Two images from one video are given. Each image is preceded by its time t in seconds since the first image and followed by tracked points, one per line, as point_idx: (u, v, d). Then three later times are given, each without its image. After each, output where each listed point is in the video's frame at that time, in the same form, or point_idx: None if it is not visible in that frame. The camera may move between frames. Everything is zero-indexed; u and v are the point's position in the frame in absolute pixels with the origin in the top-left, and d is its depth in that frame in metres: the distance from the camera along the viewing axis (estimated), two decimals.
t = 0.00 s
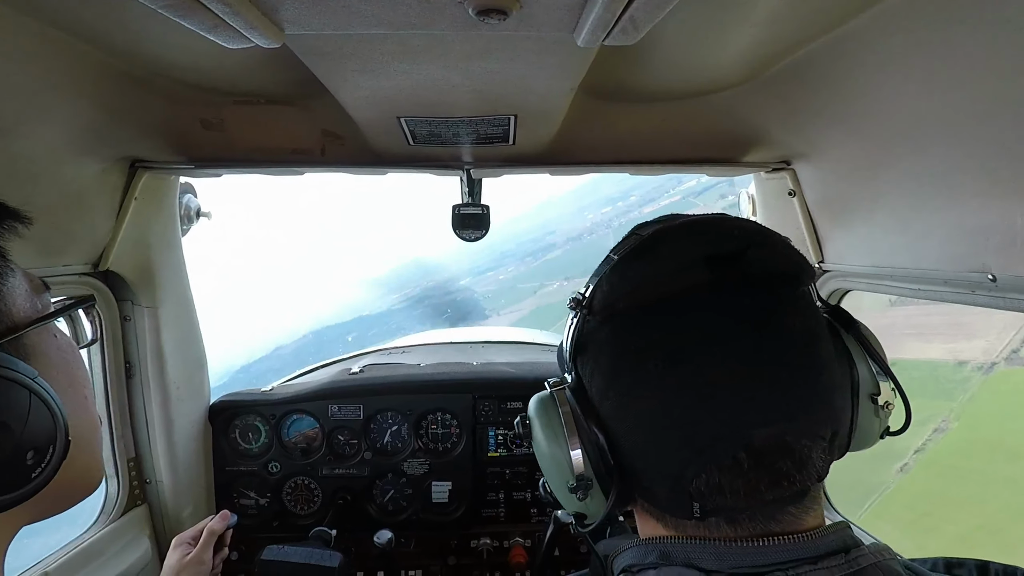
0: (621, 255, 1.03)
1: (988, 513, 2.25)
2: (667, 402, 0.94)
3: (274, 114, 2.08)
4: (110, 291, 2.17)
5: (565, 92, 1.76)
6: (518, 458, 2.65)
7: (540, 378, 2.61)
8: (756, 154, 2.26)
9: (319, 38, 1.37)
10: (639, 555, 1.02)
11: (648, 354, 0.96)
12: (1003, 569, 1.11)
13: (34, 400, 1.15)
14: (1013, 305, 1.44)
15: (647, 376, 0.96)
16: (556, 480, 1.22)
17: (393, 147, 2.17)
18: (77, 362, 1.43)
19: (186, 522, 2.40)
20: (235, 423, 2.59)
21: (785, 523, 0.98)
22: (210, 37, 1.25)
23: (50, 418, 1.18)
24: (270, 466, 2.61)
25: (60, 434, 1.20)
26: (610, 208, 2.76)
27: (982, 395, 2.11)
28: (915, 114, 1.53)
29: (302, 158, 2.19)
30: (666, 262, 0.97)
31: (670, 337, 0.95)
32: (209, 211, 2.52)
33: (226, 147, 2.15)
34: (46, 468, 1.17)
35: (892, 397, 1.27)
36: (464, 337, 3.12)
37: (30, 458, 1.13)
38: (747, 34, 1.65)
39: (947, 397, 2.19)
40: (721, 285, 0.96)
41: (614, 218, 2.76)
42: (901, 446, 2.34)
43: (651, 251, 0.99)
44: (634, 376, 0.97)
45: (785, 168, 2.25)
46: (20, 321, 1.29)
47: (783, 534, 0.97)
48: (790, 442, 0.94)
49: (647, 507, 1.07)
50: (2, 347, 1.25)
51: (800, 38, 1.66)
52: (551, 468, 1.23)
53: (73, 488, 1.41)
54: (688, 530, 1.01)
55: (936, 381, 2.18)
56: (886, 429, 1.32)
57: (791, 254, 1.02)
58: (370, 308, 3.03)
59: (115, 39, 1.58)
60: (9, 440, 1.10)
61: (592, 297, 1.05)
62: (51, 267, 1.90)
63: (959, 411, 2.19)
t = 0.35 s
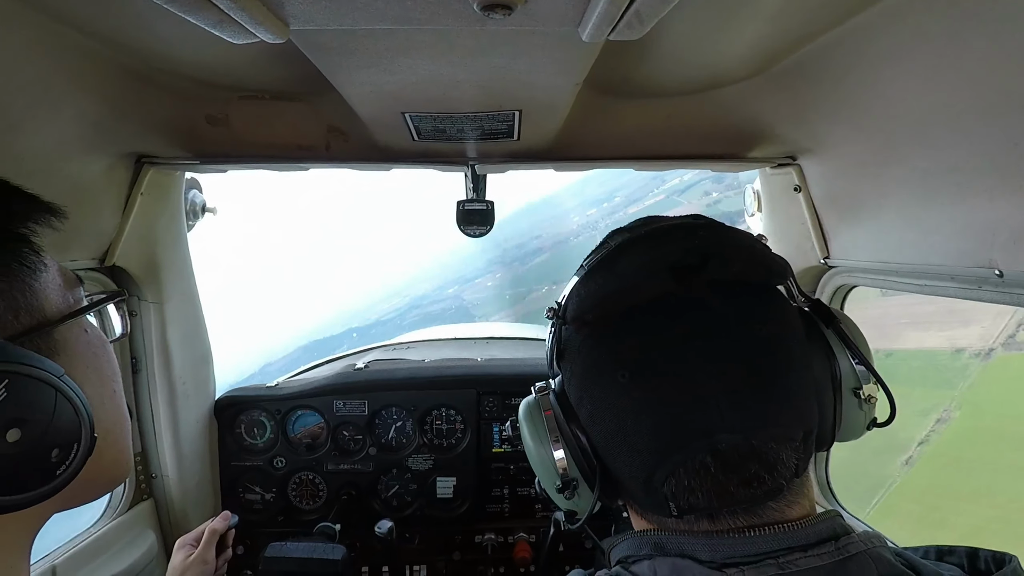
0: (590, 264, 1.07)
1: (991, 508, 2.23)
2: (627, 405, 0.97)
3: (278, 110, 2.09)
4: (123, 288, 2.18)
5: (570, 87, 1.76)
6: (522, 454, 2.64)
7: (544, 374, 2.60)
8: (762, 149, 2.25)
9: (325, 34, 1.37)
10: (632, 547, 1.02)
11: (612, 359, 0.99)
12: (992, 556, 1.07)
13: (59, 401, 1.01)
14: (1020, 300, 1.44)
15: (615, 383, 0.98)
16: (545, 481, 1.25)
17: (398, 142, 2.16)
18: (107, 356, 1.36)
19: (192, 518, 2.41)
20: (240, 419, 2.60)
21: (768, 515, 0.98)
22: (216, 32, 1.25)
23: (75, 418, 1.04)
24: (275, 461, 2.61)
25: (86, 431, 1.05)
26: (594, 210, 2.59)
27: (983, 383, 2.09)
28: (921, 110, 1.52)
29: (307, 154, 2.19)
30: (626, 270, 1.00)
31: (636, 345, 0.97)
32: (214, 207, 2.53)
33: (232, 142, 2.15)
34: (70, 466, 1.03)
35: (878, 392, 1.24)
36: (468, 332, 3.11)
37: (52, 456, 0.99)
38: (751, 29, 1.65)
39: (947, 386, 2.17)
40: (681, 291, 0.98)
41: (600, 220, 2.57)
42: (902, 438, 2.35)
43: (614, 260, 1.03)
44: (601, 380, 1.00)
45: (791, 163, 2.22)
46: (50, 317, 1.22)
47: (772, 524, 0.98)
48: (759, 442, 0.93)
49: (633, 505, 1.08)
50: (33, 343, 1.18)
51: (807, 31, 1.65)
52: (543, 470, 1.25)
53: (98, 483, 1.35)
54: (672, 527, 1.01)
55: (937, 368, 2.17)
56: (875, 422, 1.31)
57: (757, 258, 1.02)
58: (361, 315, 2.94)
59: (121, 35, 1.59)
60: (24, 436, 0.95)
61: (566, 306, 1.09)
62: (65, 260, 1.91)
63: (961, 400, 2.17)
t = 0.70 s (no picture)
0: (597, 270, 1.08)
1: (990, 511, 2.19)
2: (639, 406, 0.97)
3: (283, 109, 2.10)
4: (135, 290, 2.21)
5: (574, 87, 1.76)
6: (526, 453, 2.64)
7: (547, 373, 2.60)
8: (767, 148, 2.24)
9: (328, 33, 1.37)
10: (641, 552, 1.01)
11: (623, 361, 0.98)
12: (1002, 561, 1.07)
13: (52, 425, 1.00)
14: None
15: (626, 386, 0.98)
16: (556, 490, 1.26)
17: (402, 141, 2.17)
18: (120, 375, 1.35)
19: (198, 517, 2.42)
20: (245, 418, 2.61)
21: (779, 516, 0.99)
22: (221, 32, 1.25)
23: (68, 442, 1.03)
24: (280, 460, 2.62)
25: (80, 457, 1.04)
26: (574, 223, 2.70)
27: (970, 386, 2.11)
28: (927, 108, 1.51)
29: (311, 153, 2.19)
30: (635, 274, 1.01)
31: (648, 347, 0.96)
32: (219, 206, 2.54)
33: (237, 141, 2.16)
34: (60, 495, 1.02)
35: (882, 391, 1.24)
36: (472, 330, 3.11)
37: (41, 482, 0.99)
38: (756, 27, 1.65)
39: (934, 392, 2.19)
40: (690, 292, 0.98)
41: (580, 232, 2.70)
42: (896, 445, 2.37)
43: (622, 265, 1.04)
44: (612, 382, 1.00)
45: (795, 163, 2.21)
46: (64, 337, 1.21)
47: (783, 527, 0.98)
48: (770, 442, 0.93)
49: (643, 509, 1.08)
50: (41, 360, 1.16)
51: (814, 28, 1.64)
52: (552, 476, 1.26)
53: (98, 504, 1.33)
54: (685, 530, 1.01)
55: (923, 375, 2.19)
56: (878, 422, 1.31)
57: (757, 260, 1.03)
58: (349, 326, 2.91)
59: (126, 34, 1.59)
60: (10, 460, 0.94)
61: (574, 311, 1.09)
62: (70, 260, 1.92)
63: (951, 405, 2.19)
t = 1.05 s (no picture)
0: (592, 277, 1.07)
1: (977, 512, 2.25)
2: (641, 419, 0.96)
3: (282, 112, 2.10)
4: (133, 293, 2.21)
5: (574, 89, 1.76)
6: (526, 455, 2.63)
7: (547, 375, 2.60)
8: (767, 149, 2.24)
9: (328, 36, 1.38)
10: (637, 564, 1.03)
11: (622, 373, 0.98)
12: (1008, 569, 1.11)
13: (7, 439, 1.03)
14: None
15: (626, 399, 0.97)
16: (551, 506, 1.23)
17: (402, 144, 2.17)
18: (97, 384, 1.35)
19: (199, 519, 2.41)
20: (245, 419, 2.60)
21: (780, 528, 0.99)
22: (220, 35, 1.25)
23: (24, 453, 1.05)
24: (280, 462, 2.62)
25: (37, 471, 1.07)
26: (545, 233, 2.71)
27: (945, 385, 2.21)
28: (927, 111, 1.52)
29: (311, 155, 2.20)
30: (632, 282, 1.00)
31: (647, 359, 0.96)
32: (219, 208, 2.54)
33: (237, 143, 2.17)
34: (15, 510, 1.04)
35: (882, 395, 1.25)
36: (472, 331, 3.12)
37: None
38: (755, 29, 1.65)
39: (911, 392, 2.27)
40: (689, 302, 0.98)
41: (551, 242, 2.72)
42: (879, 448, 2.43)
43: (618, 273, 1.02)
44: (611, 394, 0.99)
45: (795, 164, 2.21)
46: (33, 343, 1.21)
47: (784, 538, 0.98)
48: (771, 453, 0.94)
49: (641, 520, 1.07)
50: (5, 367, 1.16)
51: (813, 29, 1.64)
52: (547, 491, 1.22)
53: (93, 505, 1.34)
54: (685, 543, 1.01)
55: (899, 376, 2.28)
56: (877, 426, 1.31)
57: (754, 264, 1.04)
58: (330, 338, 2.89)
59: (126, 36, 1.59)
60: None
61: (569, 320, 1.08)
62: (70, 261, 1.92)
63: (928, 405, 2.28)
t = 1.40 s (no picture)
0: (585, 272, 1.07)
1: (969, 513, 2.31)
2: (624, 413, 0.97)
3: (282, 111, 2.11)
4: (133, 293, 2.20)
5: (575, 88, 1.76)
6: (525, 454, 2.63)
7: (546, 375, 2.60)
8: (767, 148, 2.24)
9: (327, 35, 1.37)
10: (631, 551, 1.02)
11: (609, 368, 0.98)
12: (986, 558, 1.06)
13: (37, 419, 1.05)
14: None
15: (611, 392, 0.98)
16: (545, 492, 1.25)
17: (402, 143, 2.17)
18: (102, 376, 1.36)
19: (198, 519, 2.41)
20: (245, 419, 2.61)
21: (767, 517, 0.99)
22: (220, 34, 1.25)
23: (53, 437, 1.08)
24: (279, 461, 2.62)
25: (64, 452, 1.09)
26: (519, 242, 2.76)
27: (922, 387, 2.27)
28: (928, 111, 1.51)
29: (312, 155, 2.20)
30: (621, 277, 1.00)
31: (632, 354, 0.96)
32: (219, 208, 2.54)
33: (236, 143, 2.17)
34: (47, 487, 1.07)
35: (871, 394, 1.24)
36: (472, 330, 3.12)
37: (27, 476, 1.03)
38: (755, 28, 1.65)
39: (888, 393, 2.32)
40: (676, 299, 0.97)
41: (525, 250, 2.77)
42: (861, 451, 2.50)
43: (609, 268, 1.02)
44: (597, 388, 1.00)
45: (795, 163, 2.20)
46: (47, 336, 1.22)
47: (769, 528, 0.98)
48: (753, 448, 0.93)
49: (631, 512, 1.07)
50: (22, 359, 1.17)
51: (813, 29, 1.64)
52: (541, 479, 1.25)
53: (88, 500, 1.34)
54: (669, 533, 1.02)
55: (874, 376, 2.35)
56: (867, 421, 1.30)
57: (746, 261, 1.02)
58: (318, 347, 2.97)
59: (126, 36, 1.59)
60: None
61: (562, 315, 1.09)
62: (69, 260, 1.92)
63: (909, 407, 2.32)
